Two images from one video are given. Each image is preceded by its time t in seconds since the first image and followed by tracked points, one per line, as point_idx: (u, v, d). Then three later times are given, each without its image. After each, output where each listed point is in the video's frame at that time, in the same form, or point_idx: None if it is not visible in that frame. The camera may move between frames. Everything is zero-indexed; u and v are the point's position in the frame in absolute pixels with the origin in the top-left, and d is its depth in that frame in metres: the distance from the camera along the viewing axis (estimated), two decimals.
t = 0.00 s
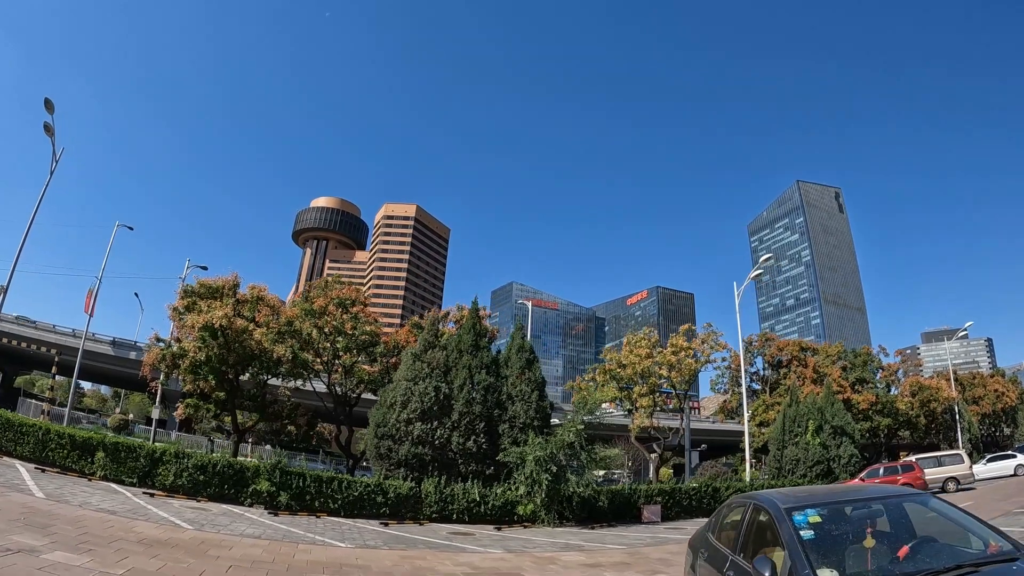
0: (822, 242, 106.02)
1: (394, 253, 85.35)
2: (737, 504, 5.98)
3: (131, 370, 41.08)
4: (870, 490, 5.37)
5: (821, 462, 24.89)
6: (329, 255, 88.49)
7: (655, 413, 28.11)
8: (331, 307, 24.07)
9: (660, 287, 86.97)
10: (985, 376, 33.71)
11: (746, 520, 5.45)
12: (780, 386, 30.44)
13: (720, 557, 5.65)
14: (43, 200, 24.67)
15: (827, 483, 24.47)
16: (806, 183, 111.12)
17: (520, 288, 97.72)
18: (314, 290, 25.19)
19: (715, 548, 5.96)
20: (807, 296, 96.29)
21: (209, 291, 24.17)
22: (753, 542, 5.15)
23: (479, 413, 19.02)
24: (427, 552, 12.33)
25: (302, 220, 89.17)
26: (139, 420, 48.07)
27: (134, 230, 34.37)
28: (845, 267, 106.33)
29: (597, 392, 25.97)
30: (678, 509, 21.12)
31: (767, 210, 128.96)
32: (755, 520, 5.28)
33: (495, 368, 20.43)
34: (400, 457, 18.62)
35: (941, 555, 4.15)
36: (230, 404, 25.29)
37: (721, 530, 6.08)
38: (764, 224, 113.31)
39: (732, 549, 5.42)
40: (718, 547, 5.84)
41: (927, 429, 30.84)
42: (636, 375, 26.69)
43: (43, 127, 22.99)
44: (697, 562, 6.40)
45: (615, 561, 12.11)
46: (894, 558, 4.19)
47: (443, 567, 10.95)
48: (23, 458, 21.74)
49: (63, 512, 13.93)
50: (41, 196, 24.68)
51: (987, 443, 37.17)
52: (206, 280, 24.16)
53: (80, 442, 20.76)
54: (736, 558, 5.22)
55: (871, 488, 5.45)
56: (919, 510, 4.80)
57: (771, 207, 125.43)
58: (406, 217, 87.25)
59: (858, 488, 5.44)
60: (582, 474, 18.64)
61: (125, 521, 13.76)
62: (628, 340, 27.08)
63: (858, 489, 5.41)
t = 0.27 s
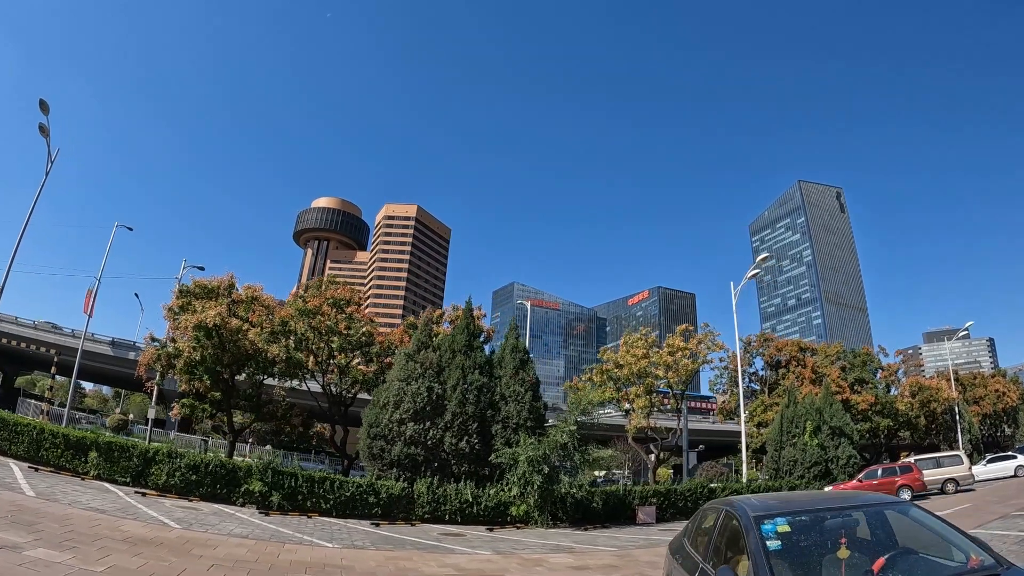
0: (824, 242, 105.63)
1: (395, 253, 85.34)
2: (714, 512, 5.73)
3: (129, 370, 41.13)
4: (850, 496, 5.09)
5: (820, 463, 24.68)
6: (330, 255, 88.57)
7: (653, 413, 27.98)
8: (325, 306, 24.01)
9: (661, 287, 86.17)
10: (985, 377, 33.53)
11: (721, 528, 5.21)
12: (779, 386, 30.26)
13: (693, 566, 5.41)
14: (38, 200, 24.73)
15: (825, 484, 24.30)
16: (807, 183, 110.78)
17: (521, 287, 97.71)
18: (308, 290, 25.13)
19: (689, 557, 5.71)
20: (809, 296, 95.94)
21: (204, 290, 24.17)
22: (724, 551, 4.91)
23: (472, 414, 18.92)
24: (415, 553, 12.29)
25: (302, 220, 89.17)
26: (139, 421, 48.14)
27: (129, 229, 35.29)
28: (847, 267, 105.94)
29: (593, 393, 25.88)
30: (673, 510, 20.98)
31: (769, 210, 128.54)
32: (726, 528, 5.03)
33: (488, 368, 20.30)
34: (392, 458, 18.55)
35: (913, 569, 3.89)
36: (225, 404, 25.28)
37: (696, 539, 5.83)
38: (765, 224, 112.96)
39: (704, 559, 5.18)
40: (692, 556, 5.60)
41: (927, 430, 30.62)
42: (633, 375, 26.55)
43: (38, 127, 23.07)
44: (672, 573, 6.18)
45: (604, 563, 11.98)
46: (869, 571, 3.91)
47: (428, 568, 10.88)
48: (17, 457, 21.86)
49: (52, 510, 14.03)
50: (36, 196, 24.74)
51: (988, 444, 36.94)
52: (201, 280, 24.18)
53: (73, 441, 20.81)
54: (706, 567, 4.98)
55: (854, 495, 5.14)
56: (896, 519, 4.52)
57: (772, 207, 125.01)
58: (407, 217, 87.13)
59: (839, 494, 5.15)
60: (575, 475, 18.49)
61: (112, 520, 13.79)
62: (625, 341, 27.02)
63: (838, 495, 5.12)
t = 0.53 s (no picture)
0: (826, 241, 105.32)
1: (395, 252, 85.39)
2: (690, 510, 5.41)
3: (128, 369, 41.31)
4: (828, 494, 4.80)
5: (818, 462, 24.51)
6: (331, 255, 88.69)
7: (650, 412, 27.83)
8: (319, 305, 24.00)
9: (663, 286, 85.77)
10: (987, 376, 33.31)
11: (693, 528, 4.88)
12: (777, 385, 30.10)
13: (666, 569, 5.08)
14: (34, 198, 24.85)
15: (823, 484, 24.15)
16: (808, 182, 110.37)
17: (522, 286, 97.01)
18: (303, 288, 25.10)
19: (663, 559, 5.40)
20: (810, 295, 95.55)
21: (199, 288, 24.22)
22: (692, 553, 4.59)
23: (466, 412, 18.82)
24: (403, 550, 12.18)
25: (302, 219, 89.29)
26: (139, 420, 48.28)
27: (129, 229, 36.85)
28: (849, 266, 105.51)
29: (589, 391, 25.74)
30: (669, 509, 20.84)
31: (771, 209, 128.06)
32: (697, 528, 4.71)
33: (482, 365, 20.23)
34: (385, 455, 18.47)
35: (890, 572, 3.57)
36: (221, 402, 25.31)
37: (672, 540, 5.52)
38: (766, 223, 112.61)
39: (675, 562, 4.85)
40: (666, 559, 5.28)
41: (927, 429, 30.42)
42: (630, 373, 26.24)
43: (33, 126, 23.19)
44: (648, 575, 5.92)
45: (593, 562, 11.84)
46: (842, 573, 3.59)
47: (413, 566, 10.82)
48: (12, 454, 22.02)
49: (41, 505, 14.19)
50: (31, 195, 24.88)
51: (989, 443, 36.69)
52: (196, 278, 24.25)
53: (67, 438, 20.97)
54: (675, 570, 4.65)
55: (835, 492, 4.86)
56: (878, 518, 4.23)
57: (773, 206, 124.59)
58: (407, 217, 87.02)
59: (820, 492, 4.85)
60: (568, 474, 18.37)
61: (101, 516, 13.87)
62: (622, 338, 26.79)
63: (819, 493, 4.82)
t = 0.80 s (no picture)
0: (829, 241, 104.98)
1: (396, 252, 85.44)
2: (660, 518, 5.03)
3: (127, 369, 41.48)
4: (806, 504, 4.41)
5: (815, 463, 24.38)
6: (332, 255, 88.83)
7: (647, 412, 27.66)
8: (313, 305, 23.94)
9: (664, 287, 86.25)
10: (988, 376, 33.09)
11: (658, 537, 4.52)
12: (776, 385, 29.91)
13: None
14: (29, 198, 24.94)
15: (820, 485, 23.97)
16: (810, 181, 109.86)
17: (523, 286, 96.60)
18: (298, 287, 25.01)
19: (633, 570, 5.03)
20: (812, 295, 95.21)
21: (193, 288, 24.27)
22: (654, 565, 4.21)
23: (458, 412, 18.70)
24: (388, 551, 12.08)
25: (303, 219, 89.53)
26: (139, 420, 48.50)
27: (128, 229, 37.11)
28: (852, 265, 105.07)
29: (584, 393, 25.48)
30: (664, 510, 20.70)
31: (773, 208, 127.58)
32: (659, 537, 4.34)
33: (475, 365, 20.13)
34: (377, 456, 18.41)
35: None
36: (216, 402, 25.32)
37: (642, 549, 5.14)
38: (769, 222, 112.23)
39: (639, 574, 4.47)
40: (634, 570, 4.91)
41: (927, 429, 30.19)
42: (626, 373, 25.79)
43: (28, 127, 23.27)
44: None
45: (580, 564, 11.72)
46: None
47: (395, 567, 10.75)
48: (6, 452, 22.14)
49: (29, 504, 14.26)
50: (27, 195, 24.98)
51: (991, 443, 36.43)
52: (191, 278, 24.29)
53: (60, 437, 21.07)
54: None
55: (808, 502, 4.54)
56: (854, 531, 3.84)
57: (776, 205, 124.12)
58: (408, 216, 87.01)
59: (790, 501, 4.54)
60: (561, 475, 18.21)
61: (87, 515, 13.91)
62: (619, 338, 26.49)
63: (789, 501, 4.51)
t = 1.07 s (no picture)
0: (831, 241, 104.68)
1: (397, 252, 85.59)
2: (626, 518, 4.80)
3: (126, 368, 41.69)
4: (775, 505, 4.15)
5: (812, 463, 24.20)
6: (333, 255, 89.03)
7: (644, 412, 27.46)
8: (307, 303, 23.84)
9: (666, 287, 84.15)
10: (989, 375, 32.88)
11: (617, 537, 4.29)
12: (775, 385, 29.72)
13: None
14: (26, 198, 25.07)
15: (817, 485, 23.78)
16: (812, 181, 109.43)
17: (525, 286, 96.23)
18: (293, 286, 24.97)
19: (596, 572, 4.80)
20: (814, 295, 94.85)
21: (188, 287, 24.34)
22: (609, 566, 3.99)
23: (450, 411, 18.62)
24: (374, 549, 12.03)
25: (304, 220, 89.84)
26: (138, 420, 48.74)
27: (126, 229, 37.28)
28: (854, 265, 104.64)
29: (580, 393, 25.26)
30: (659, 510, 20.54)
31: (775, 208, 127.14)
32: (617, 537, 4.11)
33: (468, 364, 20.08)
34: (369, 454, 18.36)
35: None
36: (212, 401, 25.33)
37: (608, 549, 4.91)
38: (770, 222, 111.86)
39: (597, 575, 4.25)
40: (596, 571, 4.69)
41: (927, 429, 30.00)
42: (623, 372, 25.54)
43: (24, 127, 23.39)
44: None
45: (567, 564, 11.61)
46: None
47: (379, 565, 10.71)
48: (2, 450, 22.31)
49: (19, 500, 14.34)
50: (23, 195, 25.11)
51: (992, 443, 36.17)
52: (186, 277, 24.35)
53: (54, 435, 21.19)
54: None
55: (775, 504, 4.30)
56: (819, 534, 3.59)
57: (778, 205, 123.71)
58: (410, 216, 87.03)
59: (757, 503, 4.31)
60: (554, 474, 18.07)
61: (76, 512, 13.95)
62: (616, 337, 26.20)
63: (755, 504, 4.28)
